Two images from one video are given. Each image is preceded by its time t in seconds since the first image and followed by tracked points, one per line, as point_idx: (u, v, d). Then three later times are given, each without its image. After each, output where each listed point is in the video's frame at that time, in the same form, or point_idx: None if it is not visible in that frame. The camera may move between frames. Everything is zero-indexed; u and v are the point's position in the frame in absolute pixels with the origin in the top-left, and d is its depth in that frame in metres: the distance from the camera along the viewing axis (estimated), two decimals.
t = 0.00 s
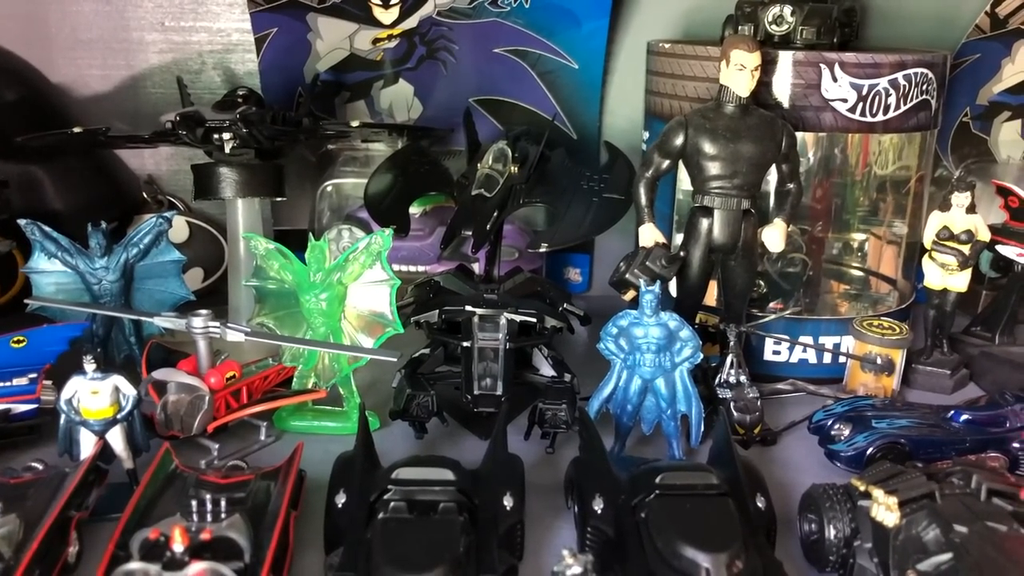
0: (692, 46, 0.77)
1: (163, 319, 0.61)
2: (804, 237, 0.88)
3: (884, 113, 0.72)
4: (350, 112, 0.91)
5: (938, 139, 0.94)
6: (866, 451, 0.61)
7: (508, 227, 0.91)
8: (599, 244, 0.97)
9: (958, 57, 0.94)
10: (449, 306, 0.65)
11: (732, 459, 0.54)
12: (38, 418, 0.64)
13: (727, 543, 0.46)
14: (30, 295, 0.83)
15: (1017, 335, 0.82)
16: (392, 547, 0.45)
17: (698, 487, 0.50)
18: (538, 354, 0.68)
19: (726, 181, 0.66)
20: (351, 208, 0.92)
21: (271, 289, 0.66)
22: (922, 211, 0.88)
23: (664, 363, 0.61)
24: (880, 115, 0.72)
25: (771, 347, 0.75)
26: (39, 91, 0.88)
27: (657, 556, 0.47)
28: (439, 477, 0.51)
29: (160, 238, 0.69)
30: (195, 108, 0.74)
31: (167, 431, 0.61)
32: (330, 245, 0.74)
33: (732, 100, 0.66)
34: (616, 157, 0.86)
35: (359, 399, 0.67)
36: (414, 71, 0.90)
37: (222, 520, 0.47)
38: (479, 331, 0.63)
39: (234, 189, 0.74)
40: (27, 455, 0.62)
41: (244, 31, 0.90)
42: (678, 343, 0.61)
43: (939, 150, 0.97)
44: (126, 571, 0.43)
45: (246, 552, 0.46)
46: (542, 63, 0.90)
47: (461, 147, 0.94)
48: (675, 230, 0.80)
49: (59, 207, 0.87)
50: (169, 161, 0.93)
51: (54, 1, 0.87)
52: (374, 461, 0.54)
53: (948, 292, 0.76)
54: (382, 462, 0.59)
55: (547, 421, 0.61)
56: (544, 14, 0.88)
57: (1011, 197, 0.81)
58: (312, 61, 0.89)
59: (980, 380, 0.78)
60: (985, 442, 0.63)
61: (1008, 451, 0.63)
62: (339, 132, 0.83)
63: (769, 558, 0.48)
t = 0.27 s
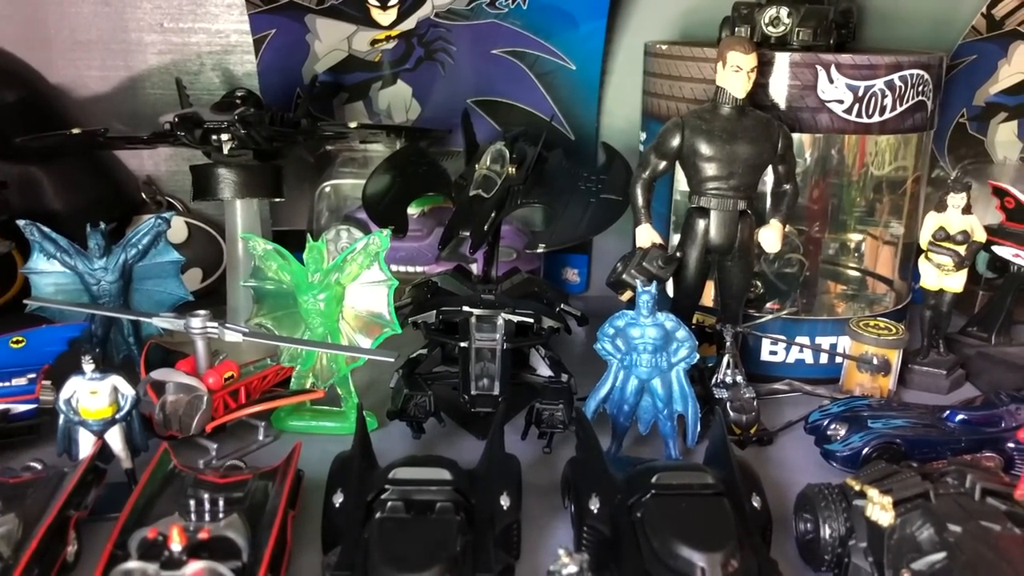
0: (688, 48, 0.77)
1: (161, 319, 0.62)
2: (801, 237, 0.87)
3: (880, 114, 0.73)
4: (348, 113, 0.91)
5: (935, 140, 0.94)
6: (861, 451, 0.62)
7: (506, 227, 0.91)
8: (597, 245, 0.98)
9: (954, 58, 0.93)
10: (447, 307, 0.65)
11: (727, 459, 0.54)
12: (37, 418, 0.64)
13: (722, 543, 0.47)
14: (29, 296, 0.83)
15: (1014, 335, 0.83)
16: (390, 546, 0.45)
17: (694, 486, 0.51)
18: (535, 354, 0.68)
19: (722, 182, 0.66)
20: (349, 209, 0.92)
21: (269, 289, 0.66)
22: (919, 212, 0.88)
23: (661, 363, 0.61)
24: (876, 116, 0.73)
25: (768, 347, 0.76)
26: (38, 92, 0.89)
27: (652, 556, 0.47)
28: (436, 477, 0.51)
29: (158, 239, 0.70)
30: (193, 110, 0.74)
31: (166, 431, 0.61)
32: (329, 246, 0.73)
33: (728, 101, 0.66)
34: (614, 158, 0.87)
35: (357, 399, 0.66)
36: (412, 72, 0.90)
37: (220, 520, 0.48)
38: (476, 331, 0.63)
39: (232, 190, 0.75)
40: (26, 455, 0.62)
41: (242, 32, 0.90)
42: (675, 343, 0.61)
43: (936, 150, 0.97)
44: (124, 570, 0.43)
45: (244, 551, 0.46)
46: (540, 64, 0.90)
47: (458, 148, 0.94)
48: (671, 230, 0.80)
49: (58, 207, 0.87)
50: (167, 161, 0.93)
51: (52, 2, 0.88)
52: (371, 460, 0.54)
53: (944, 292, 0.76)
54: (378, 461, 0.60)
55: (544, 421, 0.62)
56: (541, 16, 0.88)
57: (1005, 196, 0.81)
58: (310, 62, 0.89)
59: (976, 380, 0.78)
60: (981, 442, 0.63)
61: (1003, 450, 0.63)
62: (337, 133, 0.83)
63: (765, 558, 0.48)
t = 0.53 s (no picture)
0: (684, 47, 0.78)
1: (158, 317, 0.62)
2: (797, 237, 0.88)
3: (874, 113, 0.73)
4: (346, 112, 0.92)
5: (930, 139, 0.94)
6: (855, 447, 0.62)
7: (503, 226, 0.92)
8: (594, 244, 0.98)
9: (949, 57, 0.93)
10: (443, 304, 0.65)
11: (721, 455, 0.55)
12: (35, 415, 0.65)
13: (715, 537, 0.47)
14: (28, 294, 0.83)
15: (1008, 333, 0.83)
16: (385, 541, 0.46)
17: (687, 482, 0.51)
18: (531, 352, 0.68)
19: (717, 181, 0.67)
20: (346, 208, 0.92)
21: (266, 287, 0.67)
22: (914, 211, 0.88)
23: (655, 360, 0.61)
24: (871, 115, 0.73)
25: (763, 345, 0.76)
26: (36, 91, 0.89)
27: (645, 551, 0.48)
28: (431, 473, 0.51)
29: (157, 237, 0.70)
30: (191, 108, 0.74)
31: (163, 428, 0.61)
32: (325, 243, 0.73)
33: (723, 100, 0.67)
34: (611, 157, 0.86)
35: (354, 397, 0.67)
36: (409, 71, 0.91)
37: (216, 515, 0.48)
38: (472, 329, 0.63)
39: (230, 188, 0.75)
40: (25, 451, 0.62)
41: (240, 31, 0.90)
42: (669, 340, 0.62)
43: (932, 150, 0.97)
44: (121, 564, 0.44)
45: (240, 546, 0.46)
46: (537, 64, 0.91)
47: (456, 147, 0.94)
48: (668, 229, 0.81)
49: (57, 206, 0.87)
50: (166, 161, 0.94)
51: (51, 2, 0.88)
52: (367, 457, 0.54)
53: (939, 290, 0.77)
54: (374, 457, 0.60)
55: (540, 418, 0.62)
56: (538, 15, 0.89)
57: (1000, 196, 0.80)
58: (308, 61, 0.89)
59: (971, 378, 0.78)
60: (974, 439, 0.63)
61: (997, 448, 0.63)
62: (335, 131, 0.83)
63: (758, 552, 0.49)
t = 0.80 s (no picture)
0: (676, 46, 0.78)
1: (152, 314, 0.63)
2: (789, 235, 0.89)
3: (864, 112, 0.73)
4: (340, 111, 0.92)
5: (922, 138, 0.95)
6: (843, 443, 0.62)
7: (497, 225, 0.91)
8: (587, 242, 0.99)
9: (940, 57, 0.94)
10: (435, 301, 0.66)
11: (708, 450, 0.55)
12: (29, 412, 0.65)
13: (701, 531, 0.48)
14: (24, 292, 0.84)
15: (998, 331, 0.84)
16: (374, 535, 0.46)
17: (674, 477, 0.52)
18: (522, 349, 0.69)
19: (707, 179, 0.67)
20: (341, 206, 0.93)
21: (259, 285, 0.67)
22: (904, 209, 0.89)
23: (645, 357, 0.62)
24: (860, 114, 0.73)
25: (754, 343, 0.76)
26: (33, 91, 0.89)
27: (632, 544, 0.48)
28: (421, 468, 0.52)
29: (151, 235, 0.70)
30: (185, 107, 0.74)
31: (156, 424, 0.61)
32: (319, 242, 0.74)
33: (713, 99, 0.67)
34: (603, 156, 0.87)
35: (346, 393, 0.68)
36: (404, 71, 0.91)
37: (207, 509, 0.49)
38: (464, 326, 0.64)
39: (224, 187, 0.76)
40: (19, 448, 0.63)
41: (235, 31, 0.91)
42: (658, 337, 0.62)
43: (924, 148, 0.98)
44: (113, 557, 0.44)
45: (231, 540, 0.47)
46: (530, 63, 0.91)
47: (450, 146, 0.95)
48: (659, 225, 0.81)
49: (53, 206, 0.88)
50: (161, 160, 0.94)
51: (47, 2, 0.89)
52: (358, 452, 0.55)
53: (928, 288, 0.77)
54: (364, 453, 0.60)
55: (530, 415, 0.63)
56: (531, 15, 0.89)
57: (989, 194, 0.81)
58: (303, 61, 0.90)
59: (960, 375, 0.79)
60: (961, 435, 0.64)
61: (983, 443, 0.64)
62: (328, 131, 0.84)
63: (743, 546, 0.49)
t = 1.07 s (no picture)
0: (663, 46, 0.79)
1: (143, 311, 0.63)
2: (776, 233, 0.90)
3: (849, 111, 0.74)
4: (332, 110, 0.93)
5: (910, 137, 0.96)
6: (826, 438, 0.63)
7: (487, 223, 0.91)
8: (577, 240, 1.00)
9: (927, 57, 0.95)
10: (423, 298, 0.66)
11: (691, 445, 0.56)
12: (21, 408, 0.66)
13: (680, 523, 0.49)
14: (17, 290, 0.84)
15: (984, 329, 0.84)
16: (358, 527, 0.47)
17: (655, 470, 0.52)
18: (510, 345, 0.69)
19: (692, 177, 0.68)
20: (332, 205, 0.93)
21: (249, 282, 0.68)
22: (891, 208, 0.89)
23: (630, 353, 0.63)
24: (846, 113, 0.74)
25: (741, 340, 0.77)
26: (27, 90, 0.90)
27: (613, 536, 0.49)
28: (406, 461, 0.53)
29: (142, 233, 0.71)
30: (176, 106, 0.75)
31: (146, 420, 0.62)
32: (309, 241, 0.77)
33: (698, 98, 0.68)
34: (592, 155, 0.88)
35: (335, 389, 0.68)
36: (395, 70, 0.92)
37: (194, 502, 0.49)
38: (452, 322, 0.64)
39: (215, 185, 0.76)
40: (10, 443, 0.64)
41: (228, 31, 0.91)
42: (643, 334, 0.63)
43: (912, 147, 0.99)
44: (99, 549, 0.45)
45: (217, 532, 0.48)
46: (520, 63, 0.92)
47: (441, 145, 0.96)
48: (645, 222, 0.82)
49: (47, 204, 0.86)
50: (155, 159, 0.97)
51: (41, 2, 0.89)
52: (344, 447, 0.55)
53: (914, 286, 0.77)
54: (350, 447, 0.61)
55: (517, 410, 0.63)
56: (521, 15, 0.90)
57: (975, 193, 0.83)
58: (294, 61, 0.91)
59: (946, 372, 0.80)
60: (944, 430, 0.64)
61: (964, 439, 0.64)
62: (318, 129, 0.84)
63: (723, 539, 0.50)
